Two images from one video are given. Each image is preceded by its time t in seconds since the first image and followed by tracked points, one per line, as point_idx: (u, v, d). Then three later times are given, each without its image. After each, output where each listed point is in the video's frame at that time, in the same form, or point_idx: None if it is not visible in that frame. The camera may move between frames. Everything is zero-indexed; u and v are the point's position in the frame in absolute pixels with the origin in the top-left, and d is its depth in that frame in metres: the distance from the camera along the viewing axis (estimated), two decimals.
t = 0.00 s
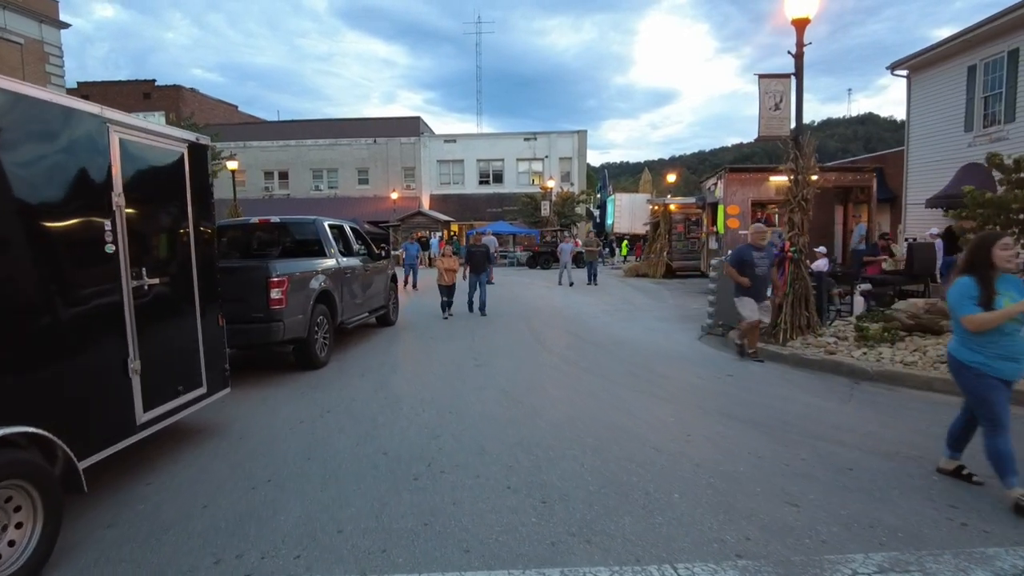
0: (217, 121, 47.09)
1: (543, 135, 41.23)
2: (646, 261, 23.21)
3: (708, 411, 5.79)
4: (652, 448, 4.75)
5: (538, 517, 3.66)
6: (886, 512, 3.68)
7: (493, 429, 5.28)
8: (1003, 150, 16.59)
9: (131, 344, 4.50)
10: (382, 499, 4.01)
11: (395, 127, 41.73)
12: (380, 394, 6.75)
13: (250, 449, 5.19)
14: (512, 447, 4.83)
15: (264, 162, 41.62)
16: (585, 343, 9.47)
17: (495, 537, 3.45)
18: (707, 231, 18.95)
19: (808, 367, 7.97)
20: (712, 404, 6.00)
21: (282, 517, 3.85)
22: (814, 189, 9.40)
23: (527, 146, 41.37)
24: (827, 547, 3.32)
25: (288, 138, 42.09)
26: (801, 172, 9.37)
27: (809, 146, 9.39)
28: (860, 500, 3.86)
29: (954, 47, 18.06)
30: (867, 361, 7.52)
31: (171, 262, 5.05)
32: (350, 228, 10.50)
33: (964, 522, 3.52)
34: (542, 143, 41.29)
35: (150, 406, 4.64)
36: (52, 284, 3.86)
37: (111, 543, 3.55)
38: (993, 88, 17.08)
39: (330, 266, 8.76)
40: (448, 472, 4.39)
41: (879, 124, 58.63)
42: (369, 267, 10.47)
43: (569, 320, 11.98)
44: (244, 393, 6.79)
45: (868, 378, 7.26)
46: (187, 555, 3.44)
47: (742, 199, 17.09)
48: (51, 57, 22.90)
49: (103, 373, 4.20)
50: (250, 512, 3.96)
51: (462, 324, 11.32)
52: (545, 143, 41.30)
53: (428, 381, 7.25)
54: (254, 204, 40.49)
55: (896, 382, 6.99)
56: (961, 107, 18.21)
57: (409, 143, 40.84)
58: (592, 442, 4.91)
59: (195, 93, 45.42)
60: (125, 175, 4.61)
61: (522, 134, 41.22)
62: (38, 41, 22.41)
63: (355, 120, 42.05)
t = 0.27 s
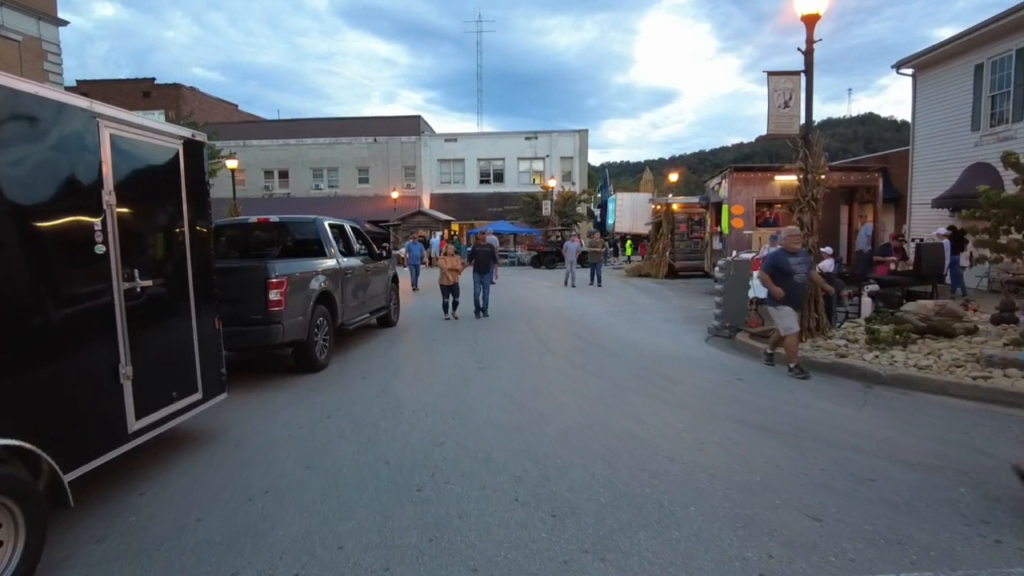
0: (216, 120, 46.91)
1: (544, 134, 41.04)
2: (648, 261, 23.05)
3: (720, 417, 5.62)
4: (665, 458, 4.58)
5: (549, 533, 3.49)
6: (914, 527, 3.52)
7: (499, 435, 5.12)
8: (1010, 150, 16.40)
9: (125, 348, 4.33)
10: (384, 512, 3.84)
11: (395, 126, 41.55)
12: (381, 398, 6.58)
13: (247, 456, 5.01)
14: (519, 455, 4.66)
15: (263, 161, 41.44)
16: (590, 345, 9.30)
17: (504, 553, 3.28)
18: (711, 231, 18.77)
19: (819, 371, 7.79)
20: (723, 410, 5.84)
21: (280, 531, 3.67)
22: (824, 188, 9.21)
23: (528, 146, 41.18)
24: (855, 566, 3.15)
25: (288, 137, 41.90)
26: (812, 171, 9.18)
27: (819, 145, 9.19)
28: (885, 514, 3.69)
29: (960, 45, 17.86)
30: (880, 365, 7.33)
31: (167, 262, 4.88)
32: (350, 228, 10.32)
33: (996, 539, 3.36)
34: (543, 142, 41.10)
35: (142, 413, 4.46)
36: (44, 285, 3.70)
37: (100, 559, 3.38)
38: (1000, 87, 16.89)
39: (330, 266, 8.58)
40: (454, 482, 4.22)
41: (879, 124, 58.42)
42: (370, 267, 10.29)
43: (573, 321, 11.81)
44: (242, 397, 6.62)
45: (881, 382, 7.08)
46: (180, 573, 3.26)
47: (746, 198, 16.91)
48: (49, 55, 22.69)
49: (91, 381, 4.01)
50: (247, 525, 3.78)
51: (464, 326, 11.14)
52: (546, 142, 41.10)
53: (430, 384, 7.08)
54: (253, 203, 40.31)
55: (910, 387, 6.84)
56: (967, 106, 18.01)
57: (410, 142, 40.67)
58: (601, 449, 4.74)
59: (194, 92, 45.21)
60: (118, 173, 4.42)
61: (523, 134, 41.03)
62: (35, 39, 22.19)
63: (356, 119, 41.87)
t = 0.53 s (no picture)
0: (214, 120, 46.69)
1: (544, 134, 40.82)
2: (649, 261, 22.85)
3: (731, 424, 5.41)
4: (676, 469, 4.37)
5: (558, 553, 3.28)
6: (944, 546, 3.31)
7: (502, 445, 4.91)
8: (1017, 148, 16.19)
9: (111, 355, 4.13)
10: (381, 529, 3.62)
11: (394, 126, 41.32)
12: (379, 404, 6.37)
13: (238, 467, 4.79)
14: (522, 466, 4.45)
15: (261, 162, 41.21)
16: (593, 347, 9.08)
17: None
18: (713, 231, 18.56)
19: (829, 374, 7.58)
20: (734, 417, 5.63)
21: (271, 551, 3.46)
22: (832, 187, 8.99)
23: (527, 145, 40.96)
24: None
25: (286, 137, 41.67)
26: (820, 169, 8.97)
27: (827, 143, 8.97)
28: (913, 530, 3.48)
29: (965, 42, 17.66)
30: (893, 368, 7.11)
31: (155, 265, 4.66)
32: (348, 229, 10.10)
33: None
34: (543, 142, 40.88)
35: (126, 424, 4.24)
36: (24, 289, 3.50)
37: None
38: (1006, 84, 16.68)
39: (326, 267, 8.37)
40: (454, 496, 4.01)
41: (879, 123, 58.24)
42: (368, 268, 10.06)
43: (575, 323, 11.60)
44: (235, 404, 6.40)
45: (895, 386, 6.86)
46: None
47: (750, 197, 16.69)
48: (44, 54, 22.47)
49: (70, 392, 3.78)
50: (235, 544, 3.56)
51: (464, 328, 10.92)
52: (546, 142, 40.87)
53: (430, 389, 6.87)
54: (251, 204, 40.08)
55: (926, 391, 6.62)
56: (972, 104, 17.81)
57: (409, 142, 40.47)
58: (609, 460, 4.54)
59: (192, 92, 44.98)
60: (101, 171, 4.21)
61: (523, 133, 40.81)
62: (30, 37, 21.96)
63: (354, 119, 41.65)
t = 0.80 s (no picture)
0: (212, 121, 46.46)
1: (544, 134, 40.58)
2: (651, 262, 22.63)
3: (744, 434, 5.19)
4: (689, 484, 4.15)
5: None
6: (981, 570, 3.10)
7: (504, 456, 4.70)
8: None
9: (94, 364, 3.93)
10: (378, 551, 3.41)
11: (392, 126, 41.09)
12: (376, 412, 6.15)
13: (228, 481, 4.57)
14: (526, 481, 4.24)
15: (259, 163, 40.98)
16: (596, 351, 8.86)
17: None
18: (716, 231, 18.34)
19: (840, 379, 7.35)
20: (746, 426, 5.41)
21: None
22: (842, 186, 8.77)
23: (527, 146, 40.73)
24: None
25: (284, 138, 41.43)
26: (829, 168, 8.74)
27: (836, 141, 8.74)
28: (945, 552, 3.27)
29: (969, 40, 17.47)
30: (907, 373, 6.87)
31: (145, 266, 4.50)
32: (345, 230, 9.87)
33: None
34: (542, 142, 40.66)
35: (108, 438, 4.01)
36: (6, 293, 3.33)
37: None
38: (1013, 81, 16.46)
39: (322, 270, 8.14)
40: (455, 515, 3.80)
41: (880, 123, 58.05)
42: (365, 271, 9.83)
43: (577, 324, 11.38)
44: (227, 413, 6.18)
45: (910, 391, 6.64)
46: None
47: (754, 197, 16.45)
48: (38, 55, 22.23)
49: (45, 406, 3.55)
50: (221, 568, 3.34)
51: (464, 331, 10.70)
52: (546, 142, 40.65)
53: (429, 396, 6.65)
54: (249, 205, 39.84)
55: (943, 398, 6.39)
56: (978, 102, 17.59)
57: (408, 143, 40.26)
58: (619, 474, 4.33)
59: (189, 93, 44.76)
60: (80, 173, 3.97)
61: (522, 133, 40.59)
62: (24, 37, 21.74)
63: (352, 119, 41.42)
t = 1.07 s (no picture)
0: (212, 124, 46.35)
1: (545, 137, 40.43)
2: (654, 266, 22.44)
3: (759, 447, 4.98)
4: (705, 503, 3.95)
5: None
6: None
7: (510, 472, 4.50)
8: None
9: (80, 375, 3.76)
10: None
11: (393, 129, 40.94)
12: (377, 423, 5.95)
13: (221, 498, 4.36)
14: (534, 499, 4.04)
15: (259, 166, 40.85)
16: (602, 357, 8.65)
17: None
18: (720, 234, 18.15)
19: (854, 387, 7.14)
20: (760, 438, 5.20)
21: None
22: (852, 189, 8.57)
23: (528, 149, 40.57)
24: None
25: (284, 141, 41.29)
26: (839, 169, 8.54)
27: (847, 142, 8.53)
28: None
29: (976, 41, 17.29)
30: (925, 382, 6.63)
31: (138, 270, 4.33)
32: (345, 234, 9.67)
33: None
34: (544, 145, 40.48)
35: (91, 455, 3.80)
36: None
37: None
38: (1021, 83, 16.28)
39: (321, 276, 7.94)
40: (459, 536, 3.59)
41: (881, 125, 57.87)
42: (365, 276, 9.64)
43: (581, 329, 11.17)
44: (222, 424, 5.97)
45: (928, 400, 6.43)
46: None
47: (758, 200, 16.29)
48: (36, 58, 22.09)
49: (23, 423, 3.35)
50: None
51: (466, 336, 10.50)
52: (547, 145, 40.48)
53: (431, 405, 6.45)
54: (249, 209, 39.69)
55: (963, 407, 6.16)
56: (985, 103, 17.40)
57: (408, 146, 40.10)
58: (631, 492, 4.12)
59: (189, 96, 44.66)
60: (62, 172, 3.77)
61: (523, 137, 40.43)
62: (23, 40, 21.61)
63: (353, 123, 41.27)
